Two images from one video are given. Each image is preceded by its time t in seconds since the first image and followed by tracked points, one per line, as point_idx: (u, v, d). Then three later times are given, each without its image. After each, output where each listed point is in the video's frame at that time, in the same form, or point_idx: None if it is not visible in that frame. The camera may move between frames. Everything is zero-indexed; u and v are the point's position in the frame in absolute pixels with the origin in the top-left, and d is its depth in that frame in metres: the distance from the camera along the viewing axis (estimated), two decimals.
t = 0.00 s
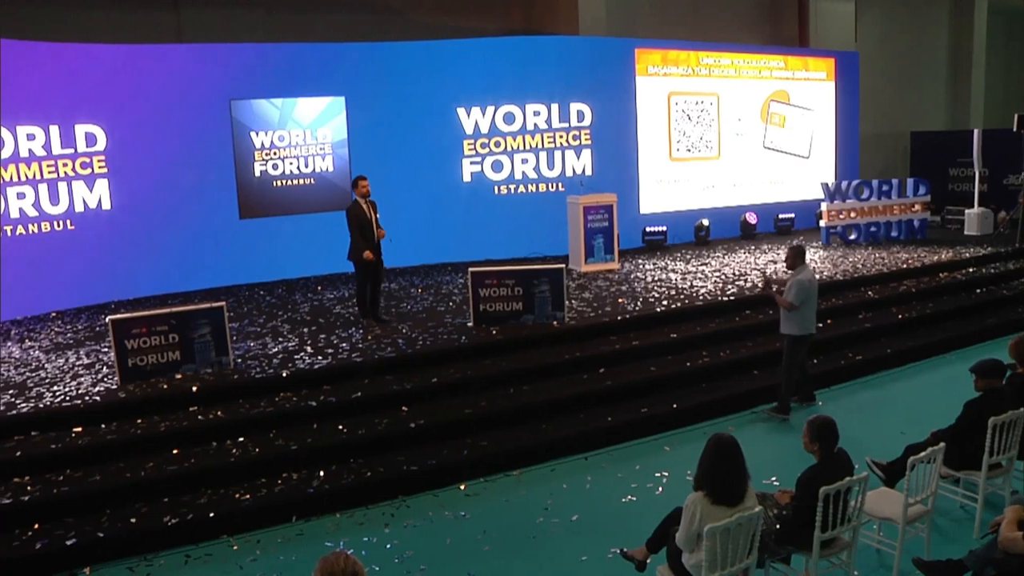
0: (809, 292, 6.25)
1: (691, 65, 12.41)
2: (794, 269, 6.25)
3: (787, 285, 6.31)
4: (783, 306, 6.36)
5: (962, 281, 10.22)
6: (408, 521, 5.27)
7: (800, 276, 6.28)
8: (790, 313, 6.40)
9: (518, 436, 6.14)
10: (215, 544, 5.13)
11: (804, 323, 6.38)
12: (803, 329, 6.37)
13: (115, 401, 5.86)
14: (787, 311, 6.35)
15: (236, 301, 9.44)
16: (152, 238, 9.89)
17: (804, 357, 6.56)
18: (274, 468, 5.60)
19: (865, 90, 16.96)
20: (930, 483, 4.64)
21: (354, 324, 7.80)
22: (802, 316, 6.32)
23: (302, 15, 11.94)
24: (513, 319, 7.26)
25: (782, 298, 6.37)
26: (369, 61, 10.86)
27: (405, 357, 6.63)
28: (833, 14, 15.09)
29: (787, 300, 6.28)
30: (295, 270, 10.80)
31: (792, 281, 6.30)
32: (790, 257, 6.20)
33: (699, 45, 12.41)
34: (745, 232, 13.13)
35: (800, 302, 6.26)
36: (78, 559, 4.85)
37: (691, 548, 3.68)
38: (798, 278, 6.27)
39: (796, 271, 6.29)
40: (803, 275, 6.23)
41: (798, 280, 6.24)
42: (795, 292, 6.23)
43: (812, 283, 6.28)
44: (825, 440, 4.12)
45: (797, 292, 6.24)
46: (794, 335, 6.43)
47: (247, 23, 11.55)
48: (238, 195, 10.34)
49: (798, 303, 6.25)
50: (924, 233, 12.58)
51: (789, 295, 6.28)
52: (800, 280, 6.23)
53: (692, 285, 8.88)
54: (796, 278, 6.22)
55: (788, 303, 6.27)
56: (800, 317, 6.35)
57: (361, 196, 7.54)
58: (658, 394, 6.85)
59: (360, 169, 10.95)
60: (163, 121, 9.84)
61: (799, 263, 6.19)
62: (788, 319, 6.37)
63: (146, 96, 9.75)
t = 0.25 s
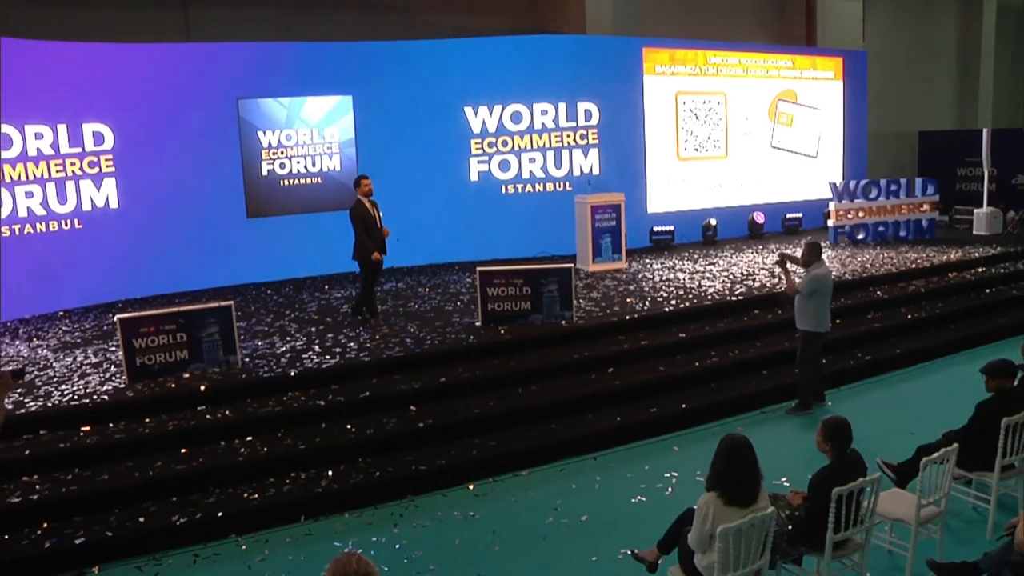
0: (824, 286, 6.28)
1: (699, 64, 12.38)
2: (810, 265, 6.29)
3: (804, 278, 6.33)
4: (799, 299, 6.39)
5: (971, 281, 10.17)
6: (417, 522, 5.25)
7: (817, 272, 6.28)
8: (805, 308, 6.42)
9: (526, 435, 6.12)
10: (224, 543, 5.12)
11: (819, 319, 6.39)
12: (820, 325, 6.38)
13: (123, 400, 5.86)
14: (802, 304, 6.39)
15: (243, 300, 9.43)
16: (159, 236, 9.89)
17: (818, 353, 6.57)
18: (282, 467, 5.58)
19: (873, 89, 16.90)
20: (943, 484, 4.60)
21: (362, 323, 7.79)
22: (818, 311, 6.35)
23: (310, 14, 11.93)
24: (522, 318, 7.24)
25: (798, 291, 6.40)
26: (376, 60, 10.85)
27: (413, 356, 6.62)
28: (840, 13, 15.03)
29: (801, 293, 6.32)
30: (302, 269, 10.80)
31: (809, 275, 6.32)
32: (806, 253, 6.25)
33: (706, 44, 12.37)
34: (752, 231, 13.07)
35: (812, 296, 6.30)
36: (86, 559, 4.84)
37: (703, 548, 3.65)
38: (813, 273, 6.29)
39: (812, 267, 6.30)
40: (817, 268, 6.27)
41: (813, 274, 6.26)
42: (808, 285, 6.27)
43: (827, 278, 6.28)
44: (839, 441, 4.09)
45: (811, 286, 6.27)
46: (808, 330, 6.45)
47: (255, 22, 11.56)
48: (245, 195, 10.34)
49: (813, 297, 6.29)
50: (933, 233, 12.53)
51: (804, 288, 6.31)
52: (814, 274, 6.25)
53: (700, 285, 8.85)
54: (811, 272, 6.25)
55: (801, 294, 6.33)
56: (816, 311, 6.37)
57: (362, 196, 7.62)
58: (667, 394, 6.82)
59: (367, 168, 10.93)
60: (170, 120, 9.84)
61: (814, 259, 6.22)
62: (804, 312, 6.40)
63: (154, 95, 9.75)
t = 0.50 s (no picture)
0: (835, 286, 6.25)
1: (706, 64, 12.36)
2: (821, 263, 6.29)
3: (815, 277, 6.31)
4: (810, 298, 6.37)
5: (980, 281, 10.13)
6: (425, 522, 5.23)
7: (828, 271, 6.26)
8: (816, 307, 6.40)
9: (535, 436, 6.10)
10: (232, 543, 5.11)
11: (831, 318, 6.38)
12: (831, 324, 6.38)
13: (131, 399, 5.86)
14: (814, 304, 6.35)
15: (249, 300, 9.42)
16: (166, 236, 9.89)
17: (830, 354, 6.54)
18: (290, 467, 5.57)
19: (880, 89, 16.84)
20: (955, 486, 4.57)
21: (369, 323, 7.78)
22: (829, 310, 6.32)
23: (317, 14, 11.93)
24: (529, 318, 7.23)
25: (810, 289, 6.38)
26: (383, 60, 10.84)
27: (420, 356, 6.61)
28: (847, 12, 14.98)
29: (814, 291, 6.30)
30: (308, 269, 10.79)
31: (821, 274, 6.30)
32: (819, 251, 6.27)
33: (712, 44, 12.35)
34: (759, 232, 13.03)
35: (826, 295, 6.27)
36: (95, 558, 4.84)
37: (715, 550, 3.63)
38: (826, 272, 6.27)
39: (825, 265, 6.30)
40: (829, 267, 6.26)
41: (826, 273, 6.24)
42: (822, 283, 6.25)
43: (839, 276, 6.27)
44: (852, 442, 4.06)
45: (822, 283, 6.26)
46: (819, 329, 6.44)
47: (261, 23, 11.56)
48: (252, 194, 10.34)
49: (825, 296, 6.27)
50: (940, 233, 12.51)
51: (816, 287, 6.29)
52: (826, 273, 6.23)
53: (708, 285, 8.83)
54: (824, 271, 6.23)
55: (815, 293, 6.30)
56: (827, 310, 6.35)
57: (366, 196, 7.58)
58: (675, 394, 6.80)
59: (374, 168, 10.93)
60: (177, 120, 9.85)
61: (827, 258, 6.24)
62: (815, 311, 6.38)
63: (161, 95, 9.76)
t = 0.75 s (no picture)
0: (846, 285, 6.22)
1: (713, 63, 12.32)
2: (831, 263, 6.27)
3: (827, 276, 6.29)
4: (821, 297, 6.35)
5: (990, 282, 10.08)
6: (435, 522, 5.21)
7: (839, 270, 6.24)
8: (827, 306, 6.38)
9: (544, 436, 6.08)
10: (240, 544, 5.10)
11: (842, 318, 6.34)
12: (843, 324, 6.34)
13: (139, 399, 5.85)
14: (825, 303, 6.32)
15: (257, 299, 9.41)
16: (174, 236, 9.90)
17: (840, 354, 6.50)
18: (298, 467, 5.56)
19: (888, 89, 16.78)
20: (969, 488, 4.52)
21: (377, 323, 7.76)
22: (839, 310, 6.29)
23: (323, 13, 11.92)
24: (538, 318, 7.21)
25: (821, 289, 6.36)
26: (391, 59, 10.83)
27: (429, 356, 6.59)
28: (854, 11, 14.92)
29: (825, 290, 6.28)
30: (315, 268, 10.79)
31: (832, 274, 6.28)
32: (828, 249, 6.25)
33: (720, 43, 12.31)
34: (767, 232, 12.98)
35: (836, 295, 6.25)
36: (104, 558, 4.83)
37: (728, 552, 3.60)
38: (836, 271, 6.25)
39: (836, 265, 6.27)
40: (840, 266, 6.24)
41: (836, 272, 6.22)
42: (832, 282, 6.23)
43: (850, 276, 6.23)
44: (866, 443, 4.03)
45: (832, 282, 6.24)
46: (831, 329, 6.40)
47: (268, 23, 11.56)
48: (259, 194, 10.34)
49: (836, 295, 6.24)
50: (949, 233, 12.45)
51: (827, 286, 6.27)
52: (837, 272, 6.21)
53: (716, 285, 8.79)
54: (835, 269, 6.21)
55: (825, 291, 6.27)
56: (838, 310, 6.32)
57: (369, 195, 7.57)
58: (684, 394, 6.77)
59: (381, 167, 10.92)
60: (185, 119, 9.85)
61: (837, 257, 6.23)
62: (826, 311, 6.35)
63: (169, 94, 9.76)
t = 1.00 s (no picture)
0: (855, 285, 6.19)
1: (720, 63, 12.30)
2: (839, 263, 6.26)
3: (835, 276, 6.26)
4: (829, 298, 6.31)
5: (998, 282, 10.04)
6: (442, 522, 5.20)
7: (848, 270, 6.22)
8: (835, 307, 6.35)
9: (551, 436, 6.06)
10: (248, 543, 5.09)
11: (850, 319, 6.31)
12: (851, 324, 6.31)
13: (146, 398, 5.84)
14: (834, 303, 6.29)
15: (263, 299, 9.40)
16: (180, 235, 9.90)
17: (849, 354, 6.48)
18: (306, 467, 5.55)
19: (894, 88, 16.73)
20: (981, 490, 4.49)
21: (383, 323, 7.76)
22: (848, 310, 6.26)
23: (329, 13, 11.91)
24: (545, 318, 7.19)
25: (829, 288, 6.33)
26: (397, 59, 10.82)
27: (436, 356, 6.58)
28: (861, 10, 14.88)
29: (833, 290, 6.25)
30: (321, 268, 10.78)
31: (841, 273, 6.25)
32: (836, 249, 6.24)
33: (727, 43, 12.29)
34: (774, 231, 12.94)
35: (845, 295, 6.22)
36: (111, 557, 4.82)
37: (739, 552, 3.57)
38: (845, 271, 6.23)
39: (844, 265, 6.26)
40: (848, 266, 6.21)
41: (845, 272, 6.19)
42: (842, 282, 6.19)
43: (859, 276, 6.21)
44: (878, 445, 4.01)
45: (841, 282, 6.20)
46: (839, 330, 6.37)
47: (275, 22, 11.57)
48: (265, 194, 10.34)
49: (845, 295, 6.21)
50: (956, 233, 12.41)
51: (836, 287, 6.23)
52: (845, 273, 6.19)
53: (723, 285, 8.77)
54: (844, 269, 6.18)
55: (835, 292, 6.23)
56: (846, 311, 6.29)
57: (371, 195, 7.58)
58: (692, 394, 6.75)
59: (388, 166, 10.92)
60: (192, 119, 9.86)
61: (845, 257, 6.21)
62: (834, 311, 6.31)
63: (175, 94, 9.77)
